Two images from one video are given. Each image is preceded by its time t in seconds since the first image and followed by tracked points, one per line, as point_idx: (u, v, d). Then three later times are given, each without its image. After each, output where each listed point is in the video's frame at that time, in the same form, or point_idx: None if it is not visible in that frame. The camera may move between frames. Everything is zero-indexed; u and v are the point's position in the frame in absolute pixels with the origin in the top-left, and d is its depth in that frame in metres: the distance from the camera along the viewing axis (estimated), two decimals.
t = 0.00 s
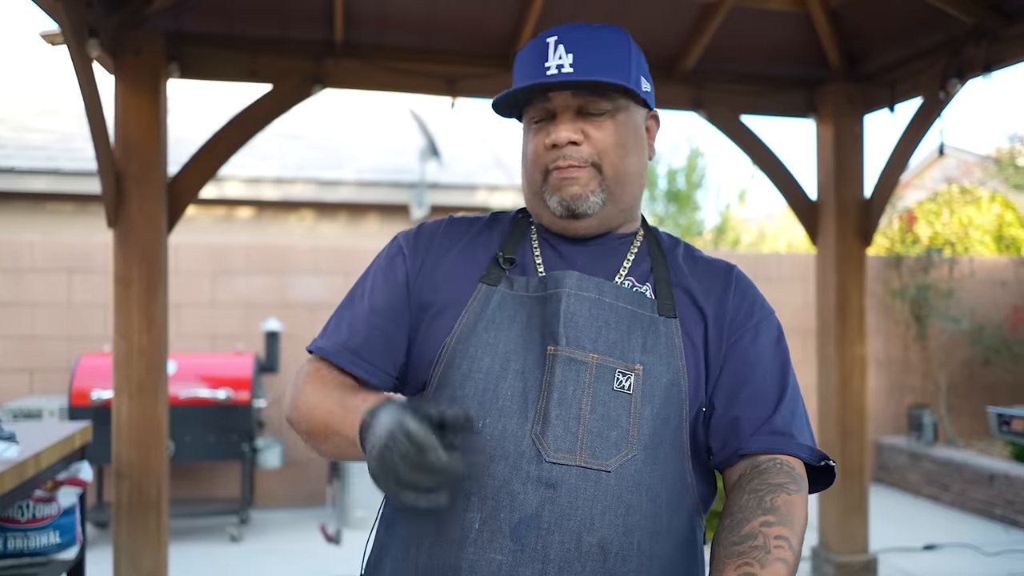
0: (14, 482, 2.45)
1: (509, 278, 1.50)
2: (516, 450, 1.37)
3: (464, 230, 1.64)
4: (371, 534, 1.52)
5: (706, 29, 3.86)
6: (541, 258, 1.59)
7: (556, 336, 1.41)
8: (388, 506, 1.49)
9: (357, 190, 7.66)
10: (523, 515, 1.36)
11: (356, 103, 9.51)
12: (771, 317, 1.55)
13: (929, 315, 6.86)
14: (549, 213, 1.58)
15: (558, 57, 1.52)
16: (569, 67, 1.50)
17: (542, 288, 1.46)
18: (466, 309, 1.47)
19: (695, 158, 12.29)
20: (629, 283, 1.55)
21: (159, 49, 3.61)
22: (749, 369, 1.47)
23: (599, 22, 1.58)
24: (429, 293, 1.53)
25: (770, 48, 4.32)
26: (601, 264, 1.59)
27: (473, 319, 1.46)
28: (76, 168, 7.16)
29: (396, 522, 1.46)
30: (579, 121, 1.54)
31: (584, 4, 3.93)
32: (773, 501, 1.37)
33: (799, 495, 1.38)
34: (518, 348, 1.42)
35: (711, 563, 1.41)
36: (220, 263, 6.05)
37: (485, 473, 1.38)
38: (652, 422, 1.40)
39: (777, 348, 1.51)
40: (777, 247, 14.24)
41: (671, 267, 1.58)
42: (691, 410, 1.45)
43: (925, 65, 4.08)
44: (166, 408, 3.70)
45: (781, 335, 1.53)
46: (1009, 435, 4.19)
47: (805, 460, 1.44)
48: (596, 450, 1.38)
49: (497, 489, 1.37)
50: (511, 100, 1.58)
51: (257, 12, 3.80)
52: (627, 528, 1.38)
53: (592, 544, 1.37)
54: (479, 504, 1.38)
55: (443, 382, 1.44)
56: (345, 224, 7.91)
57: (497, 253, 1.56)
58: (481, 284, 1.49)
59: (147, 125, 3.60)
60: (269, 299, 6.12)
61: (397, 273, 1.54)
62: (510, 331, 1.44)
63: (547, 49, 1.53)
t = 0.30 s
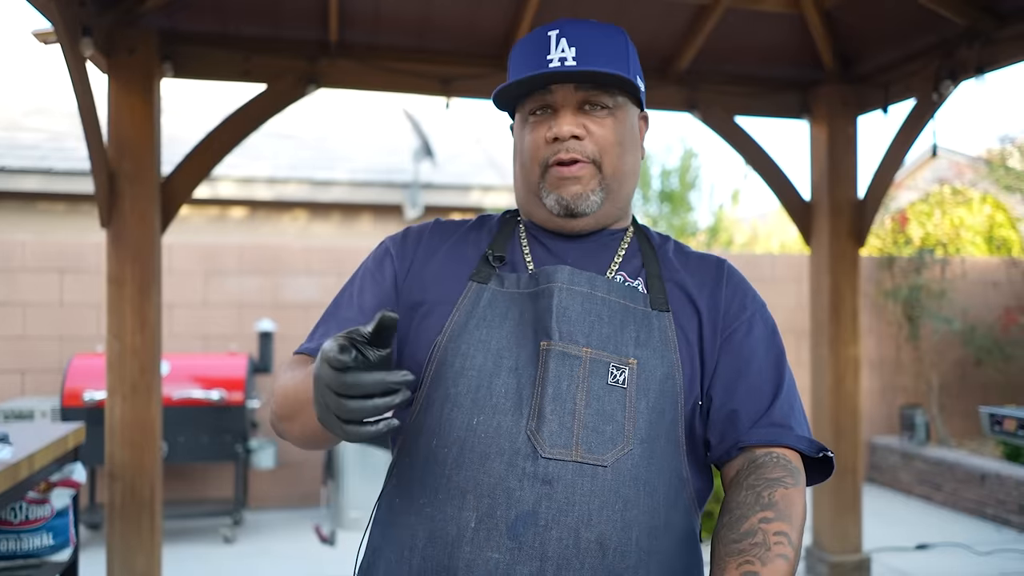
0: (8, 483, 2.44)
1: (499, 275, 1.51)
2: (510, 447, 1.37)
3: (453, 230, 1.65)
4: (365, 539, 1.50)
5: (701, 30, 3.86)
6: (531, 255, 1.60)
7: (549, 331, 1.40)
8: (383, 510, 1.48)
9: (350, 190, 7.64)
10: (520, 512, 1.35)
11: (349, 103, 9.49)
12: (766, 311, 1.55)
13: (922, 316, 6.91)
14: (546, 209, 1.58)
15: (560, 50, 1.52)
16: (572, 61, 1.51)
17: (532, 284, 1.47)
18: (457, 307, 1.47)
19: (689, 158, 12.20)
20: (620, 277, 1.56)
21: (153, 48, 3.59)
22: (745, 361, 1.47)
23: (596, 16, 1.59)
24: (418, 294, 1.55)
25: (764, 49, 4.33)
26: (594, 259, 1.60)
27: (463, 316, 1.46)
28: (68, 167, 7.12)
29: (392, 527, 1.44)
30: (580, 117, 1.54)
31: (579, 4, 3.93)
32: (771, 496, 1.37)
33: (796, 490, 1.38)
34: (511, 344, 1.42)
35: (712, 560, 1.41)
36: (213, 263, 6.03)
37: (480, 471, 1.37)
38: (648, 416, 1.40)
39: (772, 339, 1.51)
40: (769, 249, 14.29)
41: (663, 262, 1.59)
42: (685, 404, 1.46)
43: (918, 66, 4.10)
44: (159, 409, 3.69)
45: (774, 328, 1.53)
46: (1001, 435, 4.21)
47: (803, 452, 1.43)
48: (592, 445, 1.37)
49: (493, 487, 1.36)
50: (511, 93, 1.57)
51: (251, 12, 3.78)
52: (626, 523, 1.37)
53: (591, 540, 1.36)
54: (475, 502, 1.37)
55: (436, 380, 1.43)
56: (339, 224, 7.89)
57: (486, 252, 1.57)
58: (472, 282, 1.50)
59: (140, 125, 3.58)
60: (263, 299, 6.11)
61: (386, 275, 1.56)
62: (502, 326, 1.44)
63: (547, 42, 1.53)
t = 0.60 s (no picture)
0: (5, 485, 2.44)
1: (494, 287, 1.46)
2: (507, 475, 1.34)
3: (440, 233, 1.57)
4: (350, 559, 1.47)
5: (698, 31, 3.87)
6: (525, 263, 1.54)
7: (547, 355, 1.38)
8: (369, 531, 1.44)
9: (346, 190, 7.62)
10: (517, 542, 1.34)
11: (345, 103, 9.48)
12: (758, 325, 1.56)
13: (917, 316, 6.88)
14: (533, 221, 1.52)
15: (566, 59, 1.45)
16: (577, 74, 1.44)
17: (529, 301, 1.42)
18: (449, 323, 1.42)
19: (684, 158, 12.29)
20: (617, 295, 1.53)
21: (149, 48, 3.58)
22: (741, 383, 1.48)
23: (610, 24, 1.53)
24: (407, 304, 1.47)
25: (760, 51, 4.33)
26: (589, 274, 1.55)
27: (457, 333, 1.41)
28: (63, 167, 7.11)
29: (382, 552, 1.41)
30: (579, 133, 1.47)
31: (576, 5, 3.93)
32: (773, 508, 1.41)
33: (796, 503, 1.42)
34: (506, 366, 1.39)
35: (712, 568, 1.44)
36: (209, 263, 6.01)
37: (476, 499, 1.35)
38: (643, 441, 1.40)
39: (766, 354, 1.53)
40: (765, 248, 14.36)
41: (658, 272, 1.56)
42: (680, 425, 1.46)
43: (913, 67, 4.12)
44: (156, 410, 3.68)
45: (767, 342, 1.55)
46: (997, 435, 4.22)
47: (796, 470, 1.47)
48: (589, 473, 1.37)
49: (489, 516, 1.34)
50: (510, 97, 1.50)
51: (248, 11, 3.78)
52: (620, 550, 1.38)
53: (586, 568, 1.37)
54: (470, 531, 1.35)
55: (428, 401, 1.39)
56: (334, 224, 7.87)
57: (479, 259, 1.51)
58: (464, 293, 1.45)
59: (136, 125, 3.57)
60: (258, 299, 6.10)
61: (374, 278, 1.48)
62: (497, 346, 1.40)
63: (556, 47, 1.47)
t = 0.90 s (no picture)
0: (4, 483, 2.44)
1: (462, 304, 1.27)
2: (502, 517, 1.22)
3: (401, 239, 1.32)
4: None
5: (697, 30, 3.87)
6: (486, 269, 1.35)
7: (533, 386, 1.24)
8: None
9: (343, 190, 7.61)
10: None
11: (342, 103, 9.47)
12: (720, 305, 1.52)
13: (915, 315, 6.92)
14: (484, 218, 1.33)
15: (532, 41, 1.26)
16: (544, 60, 1.25)
17: (506, 323, 1.26)
18: (419, 352, 1.23)
19: (682, 158, 12.54)
20: (587, 301, 1.38)
21: (147, 45, 3.57)
22: (715, 375, 1.44)
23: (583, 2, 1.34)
24: (386, 332, 1.24)
25: (760, 49, 4.33)
26: (554, 279, 1.38)
27: (429, 364, 1.23)
28: (60, 166, 7.11)
29: None
30: (542, 125, 1.29)
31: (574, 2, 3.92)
32: (756, 495, 1.41)
33: (775, 489, 1.43)
34: (488, 399, 1.24)
35: (700, 561, 1.41)
36: (207, 262, 6.00)
37: (469, 547, 1.21)
38: (632, 460, 1.33)
39: (731, 340, 1.51)
40: (763, 247, 14.42)
41: (624, 269, 1.44)
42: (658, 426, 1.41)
43: (912, 66, 4.13)
44: (154, 410, 3.67)
45: (729, 322, 1.53)
46: (995, 434, 4.22)
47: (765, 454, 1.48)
48: (585, 502, 1.28)
49: (484, 563, 1.22)
50: (463, 80, 1.29)
51: (247, 10, 3.77)
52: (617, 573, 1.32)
53: None
54: None
55: (404, 442, 1.21)
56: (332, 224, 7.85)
57: (441, 272, 1.29)
58: (429, 314, 1.25)
59: (135, 123, 3.56)
60: (256, 299, 6.08)
61: (342, 291, 1.20)
62: (476, 377, 1.24)
63: (520, 26, 1.27)
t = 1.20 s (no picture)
0: (9, 481, 2.44)
1: (453, 321, 1.24)
2: (512, 542, 1.22)
3: (384, 254, 1.26)
4: None
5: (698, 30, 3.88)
6: (472, 280, 1.32)
7: (538, 408, 1.23)
8: None
9: (343, 189, 7.62)
10: None
11: (342, 101, 9.46)
12: (705, 298, 1.53)
13: (913, 315, 6.93)
14: (470, 230, 1.29)
15: (522, 49, 1.21)
16: (536, 71, 1.21)
17: (505, 341, 1.24)
18: (416, 377, 1.20)
19: (681, 158, 12.51)
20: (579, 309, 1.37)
21: (149, 44, 3.58)
22: (707, 373, 1.45)
23: None
24: (375, 356, 1.19)
25: (760, 50, 4.34)
26: (543, 289, 1.36)
27: (428, 389, 1.20)
28: (59, 165, 7.16)
29: None
30: (531, 137, 1.23)
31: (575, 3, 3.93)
32: (751, 485, 1.42)
33: (766, 479, 1.45)
34: (492, 423, 1.22)
35: (701, 556, 1.41)
36: (207, 262, 6.01)
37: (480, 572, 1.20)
38: (632, 469, 1.34)
39: (717, 334, 1.52)
40: (762, 247, 14.52)
41: (612, 266, 1.44)
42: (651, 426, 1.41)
43: (913, 67, 4.15)
44: (155, 409, 3.67)
45: (714, 315, 1.54)
46: (994, 433, 4.23)
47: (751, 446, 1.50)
48: (592, 519, 1.28)
49: None
50: (445, 86, 1.23)
51: (248, 9, 3.77)
52: None
53: None
54: None
55: (405, 470, 1.18)
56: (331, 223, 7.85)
57: (429, 287, 1.26)
58: (422, 334, 1.22)
59: (137, 122, 3.56)
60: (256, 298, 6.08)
61: (329, 317, 1.14)
62: (477, 399, 1.22)
63: (508, 31, 1.21)
